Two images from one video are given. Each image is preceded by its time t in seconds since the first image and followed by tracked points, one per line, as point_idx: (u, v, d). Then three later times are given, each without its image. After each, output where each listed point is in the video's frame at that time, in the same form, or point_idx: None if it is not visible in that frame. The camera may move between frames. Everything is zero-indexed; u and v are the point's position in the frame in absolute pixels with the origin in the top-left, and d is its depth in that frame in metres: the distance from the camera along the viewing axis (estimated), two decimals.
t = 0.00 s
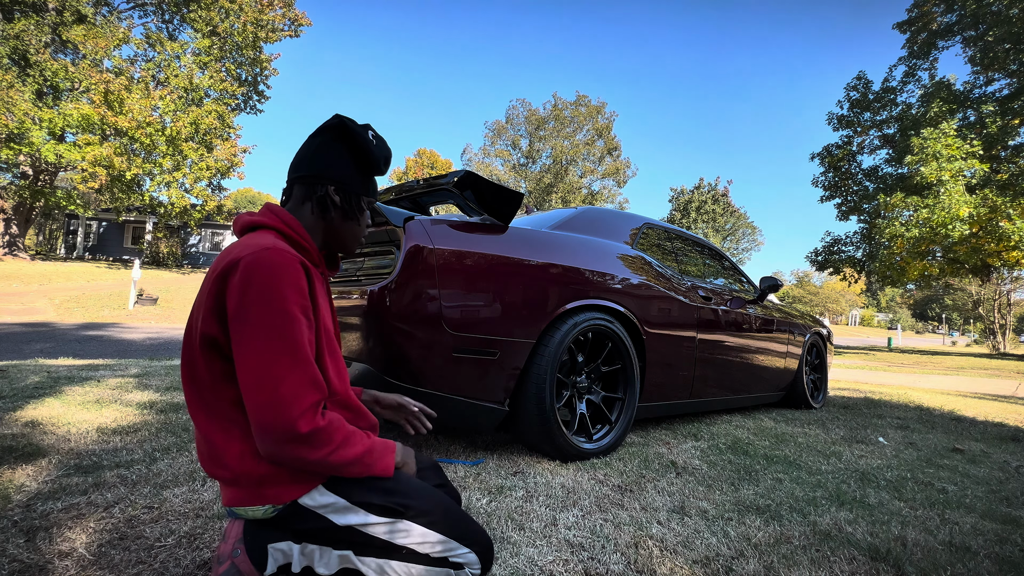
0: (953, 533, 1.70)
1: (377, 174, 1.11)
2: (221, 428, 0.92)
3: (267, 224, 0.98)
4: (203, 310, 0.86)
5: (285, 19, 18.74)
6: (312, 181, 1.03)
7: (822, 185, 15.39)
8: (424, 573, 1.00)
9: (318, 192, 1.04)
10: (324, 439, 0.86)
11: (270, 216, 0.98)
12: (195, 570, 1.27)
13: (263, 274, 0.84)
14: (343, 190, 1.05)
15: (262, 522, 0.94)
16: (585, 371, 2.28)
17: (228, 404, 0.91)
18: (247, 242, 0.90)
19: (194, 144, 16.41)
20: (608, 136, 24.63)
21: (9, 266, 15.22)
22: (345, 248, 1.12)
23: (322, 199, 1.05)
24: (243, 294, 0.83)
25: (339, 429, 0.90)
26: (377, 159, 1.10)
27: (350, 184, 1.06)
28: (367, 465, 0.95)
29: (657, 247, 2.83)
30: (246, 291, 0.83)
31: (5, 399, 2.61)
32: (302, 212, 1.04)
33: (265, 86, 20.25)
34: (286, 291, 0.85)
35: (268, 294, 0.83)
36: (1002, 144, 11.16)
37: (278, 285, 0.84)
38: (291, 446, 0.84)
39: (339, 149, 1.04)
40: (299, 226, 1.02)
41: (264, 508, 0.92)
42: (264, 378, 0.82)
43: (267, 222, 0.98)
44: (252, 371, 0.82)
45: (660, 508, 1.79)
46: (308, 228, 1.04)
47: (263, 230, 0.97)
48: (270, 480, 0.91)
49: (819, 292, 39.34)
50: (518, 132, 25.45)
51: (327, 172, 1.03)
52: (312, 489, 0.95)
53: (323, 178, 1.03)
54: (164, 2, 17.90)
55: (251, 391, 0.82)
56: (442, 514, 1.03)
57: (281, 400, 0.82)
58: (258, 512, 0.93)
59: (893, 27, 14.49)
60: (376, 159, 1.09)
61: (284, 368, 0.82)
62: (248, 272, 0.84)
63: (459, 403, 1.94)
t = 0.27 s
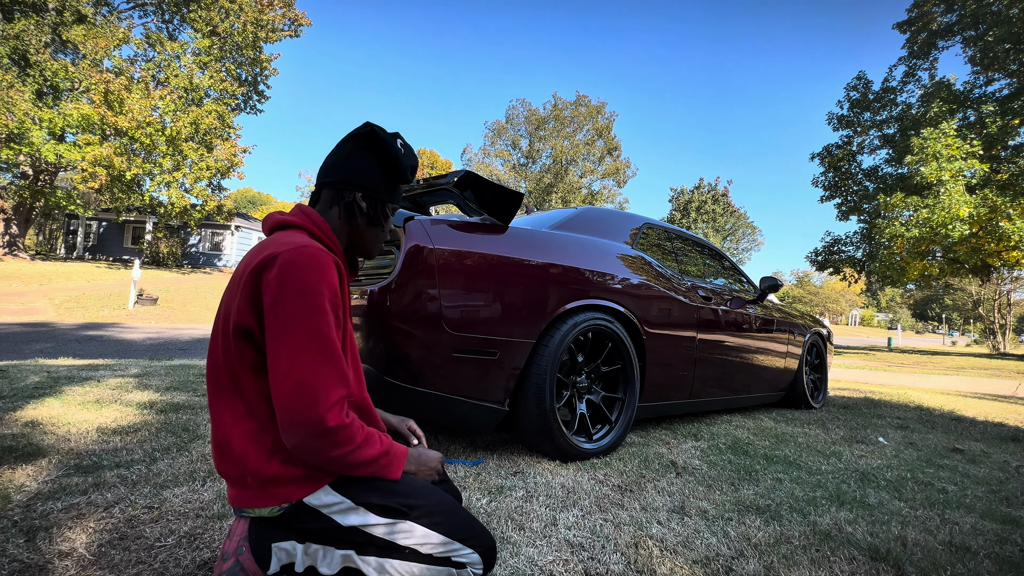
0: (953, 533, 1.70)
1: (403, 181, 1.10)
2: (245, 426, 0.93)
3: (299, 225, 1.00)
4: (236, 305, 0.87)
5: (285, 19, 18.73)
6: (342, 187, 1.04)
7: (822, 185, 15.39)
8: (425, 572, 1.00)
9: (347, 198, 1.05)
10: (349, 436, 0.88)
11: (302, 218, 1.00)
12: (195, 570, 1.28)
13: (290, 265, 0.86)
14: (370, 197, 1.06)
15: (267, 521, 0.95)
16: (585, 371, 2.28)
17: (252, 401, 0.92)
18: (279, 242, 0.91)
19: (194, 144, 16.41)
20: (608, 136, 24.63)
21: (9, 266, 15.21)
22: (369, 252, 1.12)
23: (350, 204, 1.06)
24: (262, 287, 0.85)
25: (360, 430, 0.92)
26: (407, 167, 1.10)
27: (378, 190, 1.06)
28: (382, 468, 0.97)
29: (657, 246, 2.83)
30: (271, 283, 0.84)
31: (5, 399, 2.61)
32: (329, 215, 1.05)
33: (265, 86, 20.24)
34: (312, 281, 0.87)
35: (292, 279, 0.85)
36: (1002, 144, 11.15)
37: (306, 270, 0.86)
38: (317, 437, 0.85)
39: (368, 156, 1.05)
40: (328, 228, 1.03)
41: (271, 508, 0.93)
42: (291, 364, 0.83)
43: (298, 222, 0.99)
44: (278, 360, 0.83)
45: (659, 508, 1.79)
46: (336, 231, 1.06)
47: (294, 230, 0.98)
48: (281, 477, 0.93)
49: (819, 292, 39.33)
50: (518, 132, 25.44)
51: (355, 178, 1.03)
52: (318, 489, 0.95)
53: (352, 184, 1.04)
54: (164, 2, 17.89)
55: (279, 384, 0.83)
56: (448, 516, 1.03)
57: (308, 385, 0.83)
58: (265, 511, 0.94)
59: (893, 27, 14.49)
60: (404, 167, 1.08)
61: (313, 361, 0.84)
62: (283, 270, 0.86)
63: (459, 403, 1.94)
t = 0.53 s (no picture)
0: (953, 533, 1.70)
1: (414, 184, 1.10)
2: (263, 424, 0.92)
3: (317, 225, 1.01)
4: (266, 298, 0.89)
5: (285, 19, 18.71)
6: (356, 190, 1.05)
7: (822, 185, 15.39)
8: (425, 572, 1.00)
9: (361, 201, 1.05)
10: (390, 423, 0.92)
11: (324, 220, 1.01)
12: (195, 569, 1.28)
13: (330, 268, 0.88)
14: (385, 200, 1.07)
15: (270, 521, 0.95)
16: (585, 371, 2.28)
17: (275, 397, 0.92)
18: (310, 240, 0.94)
19: (194, 144, 16.42)
20: (608, 136, 24.63)
21: (9, 266, 15.21)
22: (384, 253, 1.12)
23: (364, 207, 1.06)
24: (310, 286, 0.86)
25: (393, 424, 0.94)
26: (419, 169, 1.10)
27: (391, 192, 1.07)
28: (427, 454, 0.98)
29: (657, 247, 2.83)
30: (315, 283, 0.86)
31: (5, 399, 2.61)
32: (344, 215, 1.05)
33: (265, 86, 20.23)
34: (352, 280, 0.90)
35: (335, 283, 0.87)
36: (1002, 144, 11.15)
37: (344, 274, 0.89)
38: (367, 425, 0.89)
39: (383, 162, 1.05)
40: (346, 229, 1.04)
41: (273, 507, 0.93)
42: (337, 363, 0.85)
43: (321, 224, 1.00)
44: (323, 359, 0.85)
45: (660, 508, 1.79)
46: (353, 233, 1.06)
47: (316, 230, 0.99)
48: (283, 478, 0.92)
49: (819, 292, 39.33)
50: (518, 132, 25.43)
51: (369, 180, 1.04)
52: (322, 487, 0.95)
53: (366, 187, 1.04)
54: (165, 2, 17.89)
55: (323, 379, 0.86)
56: (451, 514, 1.04)
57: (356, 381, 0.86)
58: (267, 510, 0.94)
59: (893, 27, 14.49)
60: (415, 169, 1.08)
61: (355, 355, 0.87)
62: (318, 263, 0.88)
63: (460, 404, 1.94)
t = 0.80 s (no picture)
0: (953, 533, 1.70)
1: (419, 181, 1.09)
2: (286, 418, 0.92)
3: (319, 222, 1.02)
4: (292, 289, 0.89)
5: (285, 19, 18.71)
6: (359, 189, 1.05)
7: (822, 185, 15.38)
8: (427, 571, 1.00)
9: (365, 198, 1.06)
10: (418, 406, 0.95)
11: (334, 217, 1.02)
12: (195, 570, 1.28)
13: (364, 263, 0.90)
14: (386, 197, 1.06)
15: (276, 518, 0.95)
16: (585, 371, 2.28)
17: (298, 389, 0.92)
18: (330, 237, 0.94)
19: (194, 144, 16.43)
20: (608, 136, 24.62)
21: (9, 266, 15.20)
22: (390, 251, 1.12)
23: (368, 205, 1.06)
24: (344, 280, 0.88)
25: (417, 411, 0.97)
26: (425, 165, 1.09)
27: (396, 190, 1.06)
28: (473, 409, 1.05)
29: (657, 247, 2.83)
30: (351, 276, 0.88)
31: (5, 399, 2.61)
32: (352, 211, 1.06)
33: (265, 86, 20.22)
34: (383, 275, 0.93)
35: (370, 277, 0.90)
36: (1002, 144, 11.15)
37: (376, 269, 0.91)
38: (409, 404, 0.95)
39: (384, 158, 1.04)
40: (354, 226, 1.04)
41: (282, 502, 0.93)
42: (379, 351, 0.89)
43: (330, 221, 1.01)
44: (365, 347, 0.89)
45: (660, 508, 1.79)
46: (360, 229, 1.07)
47: (325, 228, 1.00)
48: (299, 474, 0.91)
49: (819, 292, 39.32)
50: (518, 132, 25.42)
51: (373, 178, 1.04)
52: (328, 485, 0.94)
53: (369, 185, 1.04)
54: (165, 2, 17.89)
55: (364, 366, 0.90)
56: (454, 513, 1.05)
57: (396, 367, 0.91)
58: (276, 505, 0.93)
59: (893, 27, 14.48)
60: (419, 164, 1.07)
61: (393, 341, 0.91)
62: (344, 257, 0.89)
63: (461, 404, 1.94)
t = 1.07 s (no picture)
0: (953, 533, 1.70)
1: (413, 174, 1.07)
2: (287, 419, 0.92)
3: (312, 222, 1.02)
4: (291, 290, 0.89)
5: (285, 19, 18.70)
6: (351, 187, 1.05)
7: (822, 185, 15.37)
8: (426, 572, 1.00)
9: (359, 197, 1.05)
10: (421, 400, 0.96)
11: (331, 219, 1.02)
12: (195, 570, 1.28)
13: (362, 262, 0.91)
14: (379, 193, 1.05)
15: (276, 518, 0.95)
16: (585, 371, 2.28)
17: (298, 390, 0.92)
18: (326, 236, 0.94)
19: (194, 144, 16.42)
20: (608, 136, 24.62)
21: (9, 266, 15.20)
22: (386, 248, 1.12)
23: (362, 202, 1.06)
24: (342, 279, 0.88)
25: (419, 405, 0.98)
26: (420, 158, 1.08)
27: (390, 187, 1.06)
28: (483, 388, 1.06)
29: (657, 247, 2.83)
30: (348, 275, 0.88)
31: (5, 399, 2.61)
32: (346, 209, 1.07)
33: (264, 86, 20.21)
34: (382, 272, 0.94)
35: (368, 276, 0.90)
36: (1002, 144, 11.15)
37: (374, 268, 0.91)
38: (414, 397, 0.96)
39: (375, 154, 1.04)
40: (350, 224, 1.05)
41: (281, 503, 0.93)
42: (382, 347, 0.90)
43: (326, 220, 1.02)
44: (367, 342, 0.89)
45: (660, 508, 1.79)
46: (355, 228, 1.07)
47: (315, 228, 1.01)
48: (300, 474, 0.91)
49: (819, 292, 39.32)
50: (518, 132, 25.42)
51: (364, 176, 1.04)
52: (327, 487, 0.94)
53: (361, 182, 1.04)
54: (164, 2, 17.88)
55: (368, 362, 0.91)
56: (456, 514, 1.05)
57: (399, 362, 0.92)
58: (274, 506, 0.93)
59: (893, 27, 14.47)
60: (412, 158, 1.05)
61: (396, 337, 0.92)
62: (342, 256, 0.89)
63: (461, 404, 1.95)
